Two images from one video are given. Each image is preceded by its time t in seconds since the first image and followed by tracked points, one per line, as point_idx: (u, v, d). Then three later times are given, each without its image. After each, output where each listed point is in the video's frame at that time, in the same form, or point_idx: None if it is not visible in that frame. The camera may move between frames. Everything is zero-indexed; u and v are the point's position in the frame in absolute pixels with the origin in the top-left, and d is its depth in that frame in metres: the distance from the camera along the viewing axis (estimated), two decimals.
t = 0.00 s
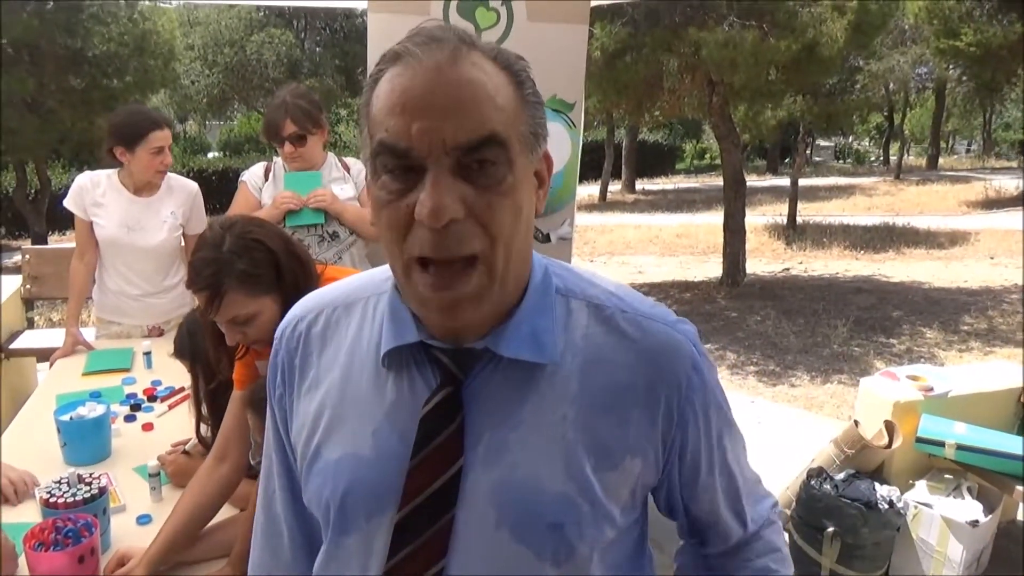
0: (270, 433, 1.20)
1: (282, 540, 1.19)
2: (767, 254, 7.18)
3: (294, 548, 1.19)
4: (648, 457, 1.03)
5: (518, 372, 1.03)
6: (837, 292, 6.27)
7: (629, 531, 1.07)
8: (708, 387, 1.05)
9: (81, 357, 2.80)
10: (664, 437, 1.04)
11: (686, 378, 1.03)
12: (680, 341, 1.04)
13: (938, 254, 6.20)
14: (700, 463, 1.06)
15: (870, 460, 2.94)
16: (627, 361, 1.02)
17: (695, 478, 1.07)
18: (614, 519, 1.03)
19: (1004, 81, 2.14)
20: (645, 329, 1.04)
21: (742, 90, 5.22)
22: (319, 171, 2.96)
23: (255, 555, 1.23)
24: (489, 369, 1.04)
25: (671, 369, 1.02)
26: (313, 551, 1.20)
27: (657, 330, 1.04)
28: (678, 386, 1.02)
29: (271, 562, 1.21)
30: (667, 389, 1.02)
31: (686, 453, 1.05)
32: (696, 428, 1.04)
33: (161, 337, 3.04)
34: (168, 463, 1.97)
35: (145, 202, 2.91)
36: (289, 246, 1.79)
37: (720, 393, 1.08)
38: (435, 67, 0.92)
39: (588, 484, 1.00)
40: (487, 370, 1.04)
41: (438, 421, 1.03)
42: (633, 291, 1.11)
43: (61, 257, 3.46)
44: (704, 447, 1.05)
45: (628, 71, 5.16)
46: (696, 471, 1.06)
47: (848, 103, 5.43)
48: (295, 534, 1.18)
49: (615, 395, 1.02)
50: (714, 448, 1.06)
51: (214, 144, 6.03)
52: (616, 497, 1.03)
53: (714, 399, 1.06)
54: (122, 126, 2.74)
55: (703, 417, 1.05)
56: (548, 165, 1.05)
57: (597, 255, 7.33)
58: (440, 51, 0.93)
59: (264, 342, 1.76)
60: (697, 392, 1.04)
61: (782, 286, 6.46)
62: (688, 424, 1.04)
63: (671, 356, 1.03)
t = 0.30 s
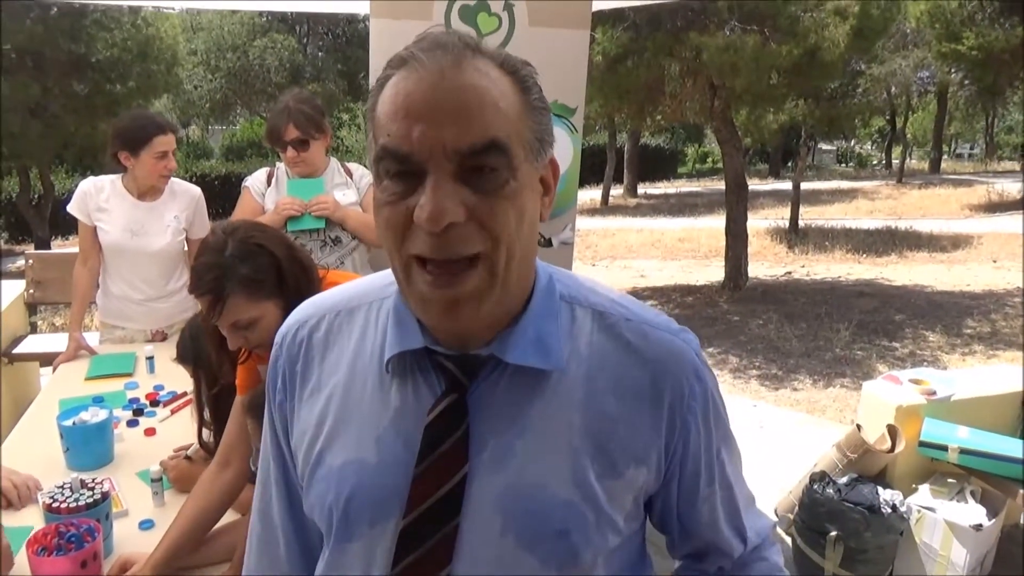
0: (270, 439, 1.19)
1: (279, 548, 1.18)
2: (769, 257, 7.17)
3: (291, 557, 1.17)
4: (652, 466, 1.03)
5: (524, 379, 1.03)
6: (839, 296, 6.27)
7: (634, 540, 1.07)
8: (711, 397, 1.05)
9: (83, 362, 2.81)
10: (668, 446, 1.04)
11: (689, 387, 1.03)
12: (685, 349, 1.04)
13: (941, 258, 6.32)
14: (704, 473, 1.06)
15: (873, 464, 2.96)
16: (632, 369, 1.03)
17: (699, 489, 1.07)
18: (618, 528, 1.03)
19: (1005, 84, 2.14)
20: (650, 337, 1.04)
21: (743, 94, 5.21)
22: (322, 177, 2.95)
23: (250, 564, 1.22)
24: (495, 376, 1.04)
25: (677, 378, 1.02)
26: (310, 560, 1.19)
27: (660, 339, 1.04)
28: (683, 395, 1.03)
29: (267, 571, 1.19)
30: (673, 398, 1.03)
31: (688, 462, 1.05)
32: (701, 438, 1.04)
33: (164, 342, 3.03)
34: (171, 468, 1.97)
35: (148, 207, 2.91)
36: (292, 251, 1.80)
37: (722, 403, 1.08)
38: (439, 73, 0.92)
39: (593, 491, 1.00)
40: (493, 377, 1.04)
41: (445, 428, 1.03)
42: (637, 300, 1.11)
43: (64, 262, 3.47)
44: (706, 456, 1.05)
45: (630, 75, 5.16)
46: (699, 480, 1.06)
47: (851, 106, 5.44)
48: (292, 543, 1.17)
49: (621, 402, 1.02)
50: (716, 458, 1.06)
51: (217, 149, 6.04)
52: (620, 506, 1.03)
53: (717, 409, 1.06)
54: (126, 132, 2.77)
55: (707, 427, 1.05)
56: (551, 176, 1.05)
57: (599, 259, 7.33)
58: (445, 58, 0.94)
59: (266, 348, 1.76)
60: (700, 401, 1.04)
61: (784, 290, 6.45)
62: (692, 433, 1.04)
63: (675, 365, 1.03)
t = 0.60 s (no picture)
0: (273, 445, 1.19)
1: (283, 553, 1.18)
2: (771, 262, 7.20)
3: (294, 564, 1.17)
4: (653, 470, 1.03)
5: (524, 387, 1.03)
6: (841, 301, 6.26)
7: (636, 545, 1.06)
8: (712, 400, 1.05)
9: (85, 367, 2.81)
10: (669, 450, 1.04)
11: (689, 390, 1.03)
12: (685, 353, 1.04)
13: (941, 262, 6.32)
14: (705, 477, 1.06)
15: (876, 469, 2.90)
16: (632, 373, 1.03)
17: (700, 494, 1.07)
18: (620, 533, 1.03)
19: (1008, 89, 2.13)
20: (650, 342, 1.04)
21: (745, 99, 5.23)
22: (325, 181, 2.95)
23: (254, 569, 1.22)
24: (494, 385, 1.04)
25: (677, 383, 1.02)
26: (313, 566, 1.18)
27: (661, 343, 1.04)
28: (683, 399, 1.03)
29: None
30: (672, 401, 1.02)
31: (690, 466, 1.05)
32: (701, 441, 1.04)
33: (166, 346, 3.04)
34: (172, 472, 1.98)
35: (150, 211, 2.92)
36: (293, 256, 1.80)
37: (724, 406, 1.08)
38: (429, 102, 0.92)
39: (593, 497, 1.00)
40: (493, 385, 1.04)
41: (444, 434, 1.03)
42: (638, 305, 1.11)
43: (67, 267, 3.47)
44: (708, 460, 1.05)
45: (632, 80, 5.18)
46: (700, 484, 1.06)
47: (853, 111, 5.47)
48: (295, 549, 1.17)
49: (620, 406, 1.02)
50: (718, 461, 1.06)
51: (219, 154, 6.04)
52: (622, 510, 1.02)
53: (719, 412, 1.06)
54: (128, 137, 2.79)
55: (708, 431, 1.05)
56: (548, 183, 1.04)
57: (600, 264, 7.33)
58: (435, 84, 0.93)
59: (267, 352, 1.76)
60: (700, 405, 1.04)
61: (786, 294, 6.46)
62: (693, 437, 1.04)
63: (675, 368, 1.03)
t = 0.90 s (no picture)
0: (276, 450, 1.19)
1: (287, 558, 1.18)
2: (772, 266, 7.18)
3: (298, 569, 1.17)
4: (653, 479, 1.03)
5: (525, 395, 1.02)
6: (843, 305, 6.26)
7: (635, 554, 1.06)
8: (714, 411, 1.05)
9: (87, 371, 2.81)
10: (669, 460, 1.04)
11: (690, 401, 1.03)
12: (687, 363, 1.04)
13: (943, 265, 6.30)
14: (705, 487, 1.06)
15: (877, 475, 2.91)
16: (633, 383, 1.03)
17: (700, 503, 1.07)
18: (620, 542, 1.03)
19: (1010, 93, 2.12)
20: (651, 351, 1.04)
21: (746, 104, 5.25)
22: (326, 186, 2.95)
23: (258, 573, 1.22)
24: (494, 393, 1.04)
25: (678, 392, 1.02)
26: (316, 571, 1.19)
27: (662, 353, 1.03)
28: (684, 409, 1.02)
29: None
30: (673, 411, 1.02)
31: (690, 476, 1.05)
32: (701, 451, 1.04)
33: (166, 350, 3.04)
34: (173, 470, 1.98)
35: (150, 215, 2.92)
36: (294, 260, 1.80)
37: (727, 417, 1.07)
38: (424, 108, 0.92)
39: (594, 506, 1.00)
40: (492, 394, 1.04)
41: (444, 442, 1.02)
42: (640, 313, 1.11)
43: (68, 271, 3.48)
44: (708, 469, 1.05)
45: (633, 84, 5.17)
46: (699, 493, 1.06)
47: (854, 115, 5.49)
48: (298, 555, 1.17)
49: (621, 416, 1.02)
50: (718, 471, 1.06)
51: (220, 158, 6.05)
52: (622, 520, 1.02)
53: (720, 422, 1.06)
54: (128, 140, 2.77)
55: (709, 441, 1.05)
56: (546, 189, 1.04)
57: (601, 268, 7.34)
58: (430, 90, 0.93)
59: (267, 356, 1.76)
60: (701, 415, 1.04)
61: (787, 298, 6.46)
62: (693, 447, 1.04)
63: (676, 379, 1.02)
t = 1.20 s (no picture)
0: (275, 459, 1.19)
1: (289, 567, 1.18)
2: (772, 271, 7.18)
3: None
4: (659, 487, 1.03)
5: (529, 401, 1.02)
6: (843, 311, 6.25)
7: (641, 563, 1.06)
8: (720, 417, 1.05)
9: (86, 376, 2.80)
10: (675, 467, 1.03)
11: (696, 407, 1.02)
12: (691, 370, 1.03)
13: (943, 271, 6.31)
14: (711, 493, 1.06)
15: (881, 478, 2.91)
16: (638, 390, 1.02)
17: (706, 510, 1.06)
18: (626, 550, 1.02)
19: (1010, 100, 2.12)
20: (656, 357, 1.03)
21: (745, 109, 5.24)
22: (327, 191, 2.96)
23: None
24: (499, 397, 1.04)
25: (683, 399, 1.02)
26: None
27: (667, 359, 1.03)
28: (689, 416, 1.02)
29: None
30: (677, 418, 1.02)
31: (696, 482, 1.05)
32: (707, 457, 1.04)
33: (164, 354, 3.04)
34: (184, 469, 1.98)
35: (147, 219, 2.92)
36: (296, 262, 1.80)
37: (730, 424, 1.07)
38: (436, 102, 0.92)
39: (600, 514, 1.00)
40: (497, 398, 1.04)
41: (445, 451, 1.02)
42: (643, 319, 1.10)
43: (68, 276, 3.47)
44: (714, 475, 1.05)
45: (633, 90, 5.18)
46: (705, 500, 1.06)
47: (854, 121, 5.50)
48: (298, 564, 1.17)
49: (626, 423, 1.01)
50: (723, 477, 1.06)
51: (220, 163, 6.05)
52: (628, 527, 1.02)
53: (725, 428, 1.06)
54: (125, 145, 2.75)
55: (714, 447, 1.05)
56: (553, 192, 1.05)
57: (602, 273, 7.33)
58: (441, 85, 0.94)
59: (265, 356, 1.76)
60: (707, 421, 1.03)
61: (787, 304, 6.46)
62: (699, 453, 1.03)
63: (681, 385, 1.02)
